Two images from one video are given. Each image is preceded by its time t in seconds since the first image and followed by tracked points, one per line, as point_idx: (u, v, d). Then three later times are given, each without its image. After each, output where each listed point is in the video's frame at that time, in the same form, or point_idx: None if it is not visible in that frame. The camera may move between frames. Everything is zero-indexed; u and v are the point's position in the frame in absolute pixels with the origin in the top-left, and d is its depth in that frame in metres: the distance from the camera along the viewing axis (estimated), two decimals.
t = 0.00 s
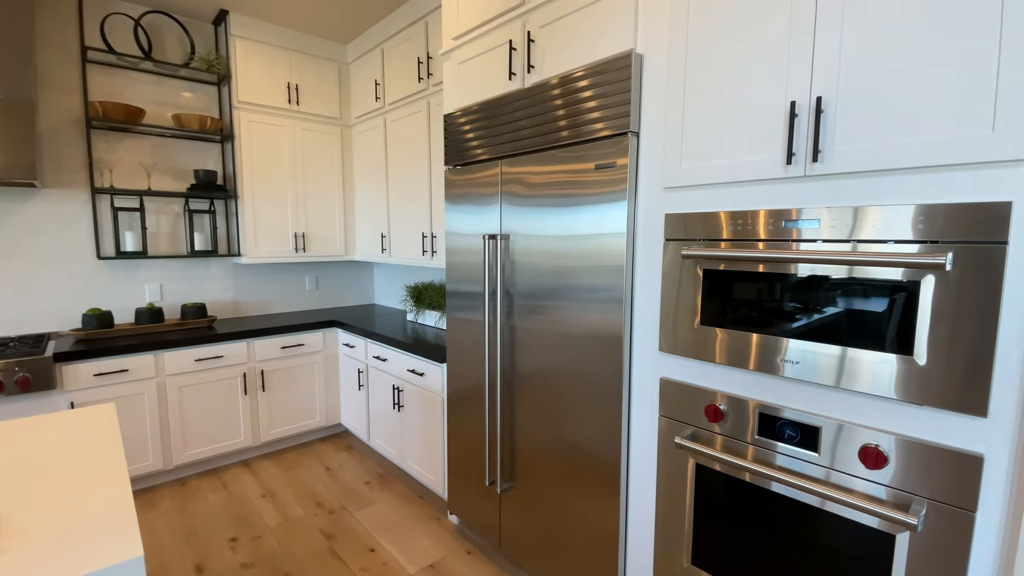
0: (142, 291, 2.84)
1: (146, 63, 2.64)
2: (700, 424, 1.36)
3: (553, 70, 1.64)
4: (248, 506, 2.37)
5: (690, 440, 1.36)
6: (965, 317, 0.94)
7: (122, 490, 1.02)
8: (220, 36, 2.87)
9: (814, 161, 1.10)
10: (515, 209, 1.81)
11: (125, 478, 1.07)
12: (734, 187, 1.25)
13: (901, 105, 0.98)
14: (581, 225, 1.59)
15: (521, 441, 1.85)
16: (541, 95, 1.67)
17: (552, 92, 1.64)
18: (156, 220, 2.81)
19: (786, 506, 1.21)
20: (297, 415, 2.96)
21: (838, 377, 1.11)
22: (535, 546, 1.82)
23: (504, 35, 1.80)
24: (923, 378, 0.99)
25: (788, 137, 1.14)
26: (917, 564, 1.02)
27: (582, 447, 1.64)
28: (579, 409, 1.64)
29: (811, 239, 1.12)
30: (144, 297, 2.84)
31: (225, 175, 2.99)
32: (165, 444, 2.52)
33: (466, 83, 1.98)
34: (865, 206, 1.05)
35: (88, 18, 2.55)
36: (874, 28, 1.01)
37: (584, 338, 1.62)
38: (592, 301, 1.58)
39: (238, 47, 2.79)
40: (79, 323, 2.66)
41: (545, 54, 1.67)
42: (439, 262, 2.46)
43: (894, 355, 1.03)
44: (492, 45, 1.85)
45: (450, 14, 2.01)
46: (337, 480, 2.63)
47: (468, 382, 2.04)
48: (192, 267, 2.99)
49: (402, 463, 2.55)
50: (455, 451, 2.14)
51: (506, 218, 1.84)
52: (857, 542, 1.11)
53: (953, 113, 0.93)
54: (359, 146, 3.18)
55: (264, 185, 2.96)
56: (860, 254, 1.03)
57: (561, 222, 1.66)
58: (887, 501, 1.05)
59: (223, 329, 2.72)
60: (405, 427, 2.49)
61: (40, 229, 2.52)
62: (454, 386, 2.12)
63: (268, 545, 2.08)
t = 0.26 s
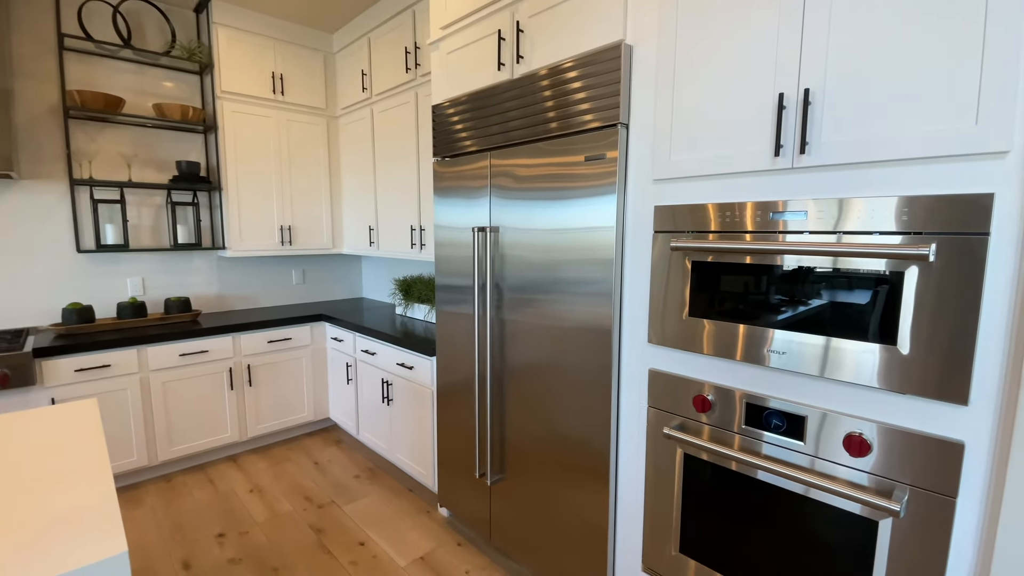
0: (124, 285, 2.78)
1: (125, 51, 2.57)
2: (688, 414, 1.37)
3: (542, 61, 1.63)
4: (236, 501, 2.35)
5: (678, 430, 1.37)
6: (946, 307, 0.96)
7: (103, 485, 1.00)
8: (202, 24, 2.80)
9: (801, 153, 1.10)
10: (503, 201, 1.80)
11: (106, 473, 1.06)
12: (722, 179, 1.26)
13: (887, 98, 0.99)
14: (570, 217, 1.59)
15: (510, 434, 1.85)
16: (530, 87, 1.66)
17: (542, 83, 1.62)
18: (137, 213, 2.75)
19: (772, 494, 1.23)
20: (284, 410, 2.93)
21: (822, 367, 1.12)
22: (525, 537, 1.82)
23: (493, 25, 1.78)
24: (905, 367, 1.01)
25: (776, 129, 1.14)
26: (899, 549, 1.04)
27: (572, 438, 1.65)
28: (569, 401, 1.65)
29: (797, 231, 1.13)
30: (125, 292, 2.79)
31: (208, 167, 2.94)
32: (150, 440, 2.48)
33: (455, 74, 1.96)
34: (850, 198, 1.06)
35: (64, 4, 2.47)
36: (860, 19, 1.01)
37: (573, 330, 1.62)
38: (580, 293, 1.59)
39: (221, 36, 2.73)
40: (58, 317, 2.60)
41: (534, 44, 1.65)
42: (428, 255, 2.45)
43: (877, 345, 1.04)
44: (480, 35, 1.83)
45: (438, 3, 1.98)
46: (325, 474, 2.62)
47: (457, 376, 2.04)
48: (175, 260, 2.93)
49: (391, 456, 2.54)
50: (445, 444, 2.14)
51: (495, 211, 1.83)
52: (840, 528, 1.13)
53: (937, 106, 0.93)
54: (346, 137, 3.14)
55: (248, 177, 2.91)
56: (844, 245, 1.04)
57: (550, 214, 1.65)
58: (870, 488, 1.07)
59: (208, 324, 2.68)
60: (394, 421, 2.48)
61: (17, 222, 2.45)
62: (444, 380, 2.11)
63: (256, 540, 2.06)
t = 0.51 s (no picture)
0: (108, 278, 2.74)
1: (106, 38, 2.51)
2: (677, 404, 1.38)
3: (533, 50, 1.62)
4: (226, 495, 2.34)
5: (668, 420, 1.38)
6: (931, 296, 0.97)
7: (87, 479, 0.99)
8: (186, 11, 2.74)
9: (791, 143, 1.11)
10: (493, 192, 1.79)
11: (90, 467, 1.04)
12: (712, 170, 1.26)
13: (876, 88, 0.99)
14: (561, 209, 1.59)
15: (502, 425, 1.85)
16: (520, 76, 1.65)
17: (532, 73, 1.61)
18: (121, 204, 2.70)
19: (760, 482, 1.24)
20: (274, 403, 2.92)
21: (809, 356, 1.13)
22: (517, 527, 1.83)
23: (483, 14, 1.76)
24: (890, 356, 1.02)
25: (767, 119, 1.14)
26: (883, 534, 1.06)
27: (563, 428, 1.65)
28: (560, 392, 1.65)
29: (786, 221, 1.14)
30: (109, 285, 2.74)
31: (193, 158, 2.89)
32: (137, 435, 2.46)
33: (445, 64, 1.93)
34: (839, 189, 1.06)
35: None
36: (849, 8, 1.01)
37: (564, 322, 1.62)
38: (571, 284, 1.59)
39: (205, 23, 2.68)
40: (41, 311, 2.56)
41: (525, 33, 1.63)
42: (419, 247, 2.43)
43: (863, 334, 1.05)
44: (470, 24, 1.81)
45: None
46: (316, 467, 2.61)
47: (448, 368, 2.04)
48: (160, 252, 2.89)
49: (383, 449, 2.54)
50: (436, 436, 2.14)
51: (485, 202, 1.82)
52: (826, 514, 1.14)
53: (924, 97, 0.94)
54: (335, 128, 3.10)
55: (235, 168, 2.87)
56: (832, 236, 1.04)
57: (540, 206, 1.64)
58: (856, 475, 1.09)
59: (196, 317, 2.65)
60: (385, 413, 2.48)
61: None
62: (435, 372, 2.11)
63: (246, 533, 2.06)
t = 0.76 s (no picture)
0: (96, 272, 2.70)
1: (91, 28, 2.46)
2: (670, 395, 1.39)
3: (525, 41, 1.60)
4: (218, 490, 2.33)
5: (660, 412, 1.39)
6: (920, 287, 0.97)
7: (76, 474, 0.98)
8: None
9: (783, 136, 1.11)
10: (486, 184, 1.78)
11: (79, 462, 1.03)
12: (705, 162, 1.26)
13: (868, 80, 1.00)
14: (554, 202, 1.58)
15: (496, 418, 1.85)
16: (513, 68, 1.63)
17: (525, 64, 1.60)
18: (108, 197, 2.67)
19: (751, 472, 1.26)
20: (267, 397, 2.90)
21: (800, 347, 1.14)
22: (511, 519, 1.84)
23: (475, 3, 1.74)
24: (879, 346, 1.03)
25: (760, 111, 1.14)
26: (872, 522, 1.08)
27: (556, 420, 1.66)
28: (553, 384, 1.66)
29: (778, 214, 1.14)
30: (97, 279, 2.71)
31: (182, 150, 2.85)
32: (128, 429, 2.44)
33: (437, 54, 1.92)
34: (830, 181, 1.06)
35: None
36: None
37: (557, 315, 1.62)
38: (564, 277, 1.59)
39: (192, 12, 2.63)
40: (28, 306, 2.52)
41: (518, 23, 1.62)
42: (411, 240, 2.42)
43: (853, 325, 1.06)
44: (462, 14, 1.79)
45: None
46: (310, 461, 2.61)
47: (442, 361, 2.03)
48: (149, 246, 2.86)
49: (376, 442, 2.54)
50: (430, 429, 2.14)
51: (478, 195, 1.81)
52: (815, 503, 1.16)
53: (915, 89, 0.94)
54: (325, 120, 3.07)
55: (224, 160, 2.84)
56: (824, 227, 1.05)
57: (533, 198, 1.64)
58: (845, 464, 1.10)
59: (186, 311, 2.63)
60: (379, 407, 2.47)
61: None
62: (428, 366, 2.11)
63: (240, 527, 2.05)
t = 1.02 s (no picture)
0: (83, 264, 2.67)
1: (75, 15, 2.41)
2: (661, 386, 1.40)
3: (518, 30, 1.59)
4: (211, 483, 2.32)
5: (652, 402, 1.40)
6: (908, 277, 0.98)
7: (65, 467, 0.97)
8: None
9: (775, 126, 1.11)
10: (478, 176, 1.77)
11: (68, 455, 1.02)
12: (697, 153, 1.26)
13: (859, 70, 1.00)
14: (547, 193, 1.58)
15: (489, 410, 1.86)
16: (505, 58, 1.62)
17: (517, 54, 1.58)
18: (94, 188, 2.63)
19: (741, 460, 1.27)
20: (258, 391, 2.89)
21: (790, 337, 1.15)
22: (504, 509, 1.85)
23: None
24: (868, 335, 1.04)
25: (752, 102, 1.14)
26: (859, 508, 1.09)
27: (549, 411, 1.67)
28: (545, 375, 1.66)
29: (770, 204, 1.14)
30: (85, 271, 2.68)
31: (170, 141, 2.81)
32: (118, 423, 2.42)
33: (428, 44, 1.90)
34: (821, 171, 1.07)
35: None
36: None
37: (550, 306, 1.62)
38: (556, 268, 1.59)
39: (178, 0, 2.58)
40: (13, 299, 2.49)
41: (510, 12, 1.60)
42: (404, 232, 2.41)
43: (843, 315, 1.07)
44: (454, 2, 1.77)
45: None
46: (303, 454, 2.60)
47: (435, 354, 2.03)
48: (136, 238, 2.82)
49: (370, 435, 2.54)
50: (423, 421, 2.14)
51: (470, 187, 1.80)
52: (804, 490, 1.17)
53: (905, 79, 0.95)
54: (316, 110, 3.04)
55: (212, 151, 2.80)
56: (814, 218, 1.05)
57: (526, 190, 1.63)
58: (833, 452, 1.11)
59: (176, 304, 2.61)
60: (371, 399, 2.47)
61: None
62: (421, 358, 2.10)
63: (233, 520, 2.05)
